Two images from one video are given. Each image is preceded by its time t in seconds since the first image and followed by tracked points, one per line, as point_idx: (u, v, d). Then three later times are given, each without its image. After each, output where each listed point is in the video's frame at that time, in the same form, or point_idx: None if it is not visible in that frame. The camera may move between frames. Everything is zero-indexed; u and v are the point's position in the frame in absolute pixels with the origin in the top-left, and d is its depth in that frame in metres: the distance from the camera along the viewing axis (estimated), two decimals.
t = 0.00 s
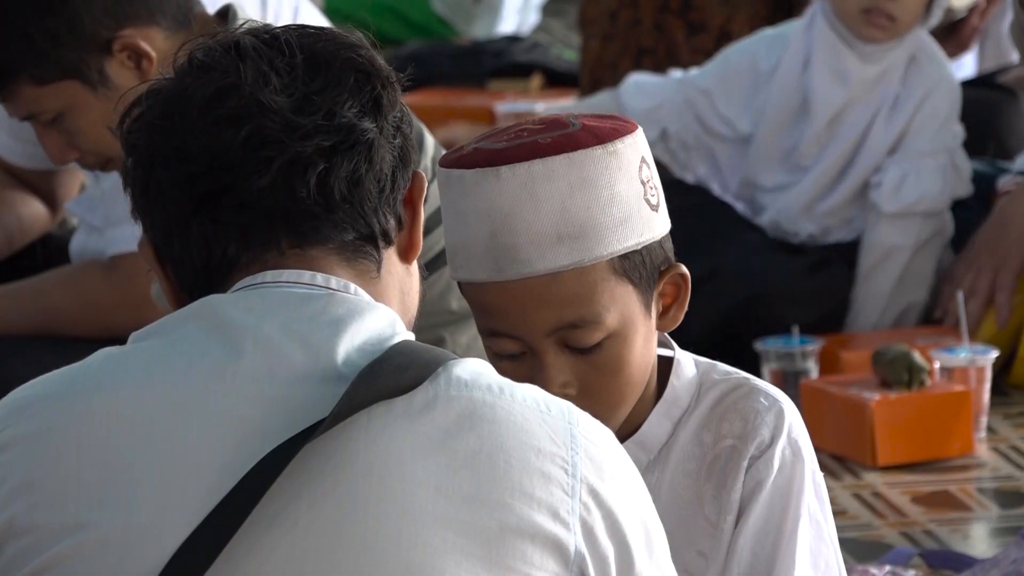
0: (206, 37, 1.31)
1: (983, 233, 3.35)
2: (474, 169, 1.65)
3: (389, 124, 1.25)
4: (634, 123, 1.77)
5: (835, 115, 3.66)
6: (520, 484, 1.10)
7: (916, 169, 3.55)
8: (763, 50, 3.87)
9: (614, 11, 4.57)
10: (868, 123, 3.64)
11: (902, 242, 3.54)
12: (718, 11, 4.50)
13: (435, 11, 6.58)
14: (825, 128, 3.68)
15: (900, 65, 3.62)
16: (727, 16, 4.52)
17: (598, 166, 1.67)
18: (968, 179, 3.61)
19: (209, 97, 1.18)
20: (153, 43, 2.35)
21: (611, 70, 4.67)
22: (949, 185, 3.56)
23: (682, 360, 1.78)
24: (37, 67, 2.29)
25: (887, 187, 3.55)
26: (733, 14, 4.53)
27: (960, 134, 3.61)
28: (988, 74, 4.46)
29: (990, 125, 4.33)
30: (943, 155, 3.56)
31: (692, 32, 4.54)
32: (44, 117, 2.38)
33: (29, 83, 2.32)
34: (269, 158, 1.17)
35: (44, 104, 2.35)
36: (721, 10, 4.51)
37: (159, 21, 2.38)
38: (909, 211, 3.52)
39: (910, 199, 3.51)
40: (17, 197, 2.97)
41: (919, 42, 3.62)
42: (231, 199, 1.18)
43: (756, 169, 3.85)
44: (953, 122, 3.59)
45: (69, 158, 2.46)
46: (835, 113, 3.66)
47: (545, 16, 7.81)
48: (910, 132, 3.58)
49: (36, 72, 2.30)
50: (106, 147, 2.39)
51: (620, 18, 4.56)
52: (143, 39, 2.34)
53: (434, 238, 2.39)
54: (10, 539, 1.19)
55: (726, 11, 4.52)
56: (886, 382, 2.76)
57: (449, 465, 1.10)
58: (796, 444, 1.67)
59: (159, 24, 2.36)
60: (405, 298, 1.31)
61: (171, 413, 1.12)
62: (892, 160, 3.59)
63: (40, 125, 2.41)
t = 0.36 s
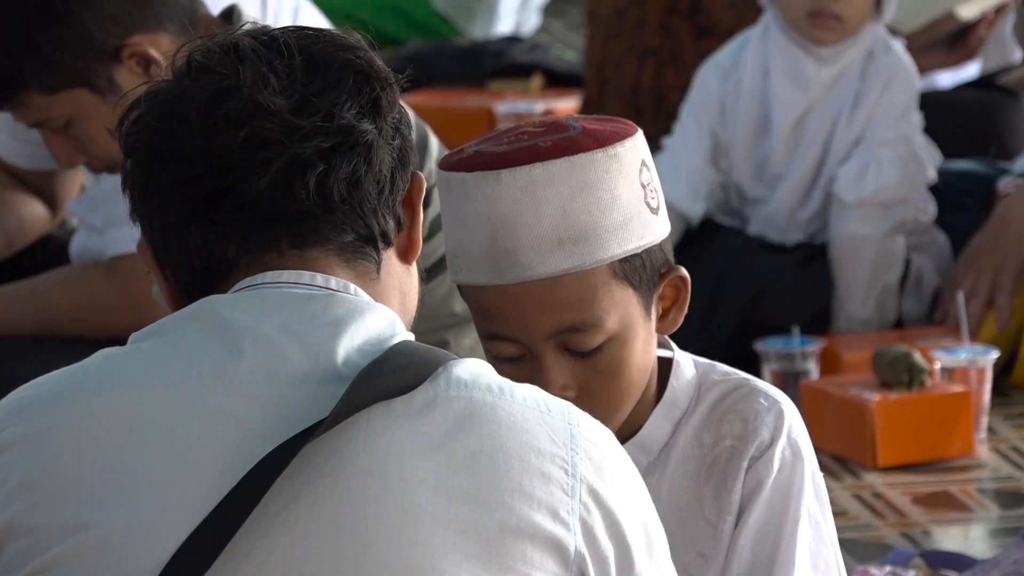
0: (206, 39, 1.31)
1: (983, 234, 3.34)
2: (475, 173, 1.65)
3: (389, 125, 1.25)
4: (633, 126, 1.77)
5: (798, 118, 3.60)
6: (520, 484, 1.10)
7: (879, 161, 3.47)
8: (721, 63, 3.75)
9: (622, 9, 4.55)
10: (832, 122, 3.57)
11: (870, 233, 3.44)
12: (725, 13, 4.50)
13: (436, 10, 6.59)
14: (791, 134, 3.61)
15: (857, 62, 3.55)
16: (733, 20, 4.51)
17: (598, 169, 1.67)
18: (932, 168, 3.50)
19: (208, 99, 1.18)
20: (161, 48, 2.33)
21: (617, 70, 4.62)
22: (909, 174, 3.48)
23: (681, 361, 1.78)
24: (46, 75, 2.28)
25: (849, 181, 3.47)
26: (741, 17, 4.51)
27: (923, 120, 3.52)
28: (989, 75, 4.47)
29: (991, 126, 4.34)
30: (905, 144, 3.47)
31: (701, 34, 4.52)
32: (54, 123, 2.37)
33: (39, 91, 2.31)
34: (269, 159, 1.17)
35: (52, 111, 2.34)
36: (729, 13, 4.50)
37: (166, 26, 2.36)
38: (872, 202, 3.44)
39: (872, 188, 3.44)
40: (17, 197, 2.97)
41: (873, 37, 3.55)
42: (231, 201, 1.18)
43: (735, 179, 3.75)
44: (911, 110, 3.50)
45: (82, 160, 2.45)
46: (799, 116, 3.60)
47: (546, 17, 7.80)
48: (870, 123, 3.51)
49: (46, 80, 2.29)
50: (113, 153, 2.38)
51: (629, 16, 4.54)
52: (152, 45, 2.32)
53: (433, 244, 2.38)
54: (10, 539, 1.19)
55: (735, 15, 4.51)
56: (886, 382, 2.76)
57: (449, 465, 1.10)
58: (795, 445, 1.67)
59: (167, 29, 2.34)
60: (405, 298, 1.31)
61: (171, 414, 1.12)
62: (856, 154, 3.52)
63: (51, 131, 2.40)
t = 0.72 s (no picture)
0: (205, 41, 1.30)
1: (981, 236, 3.34)
2: (481, 177, 1.64)
3: (388, 126, 1.25)
4: (636, 129, 1.76)
5: (787, 127, 3.55)
6: (520, 486, 1.10)
7: (870, 165, 3.41)
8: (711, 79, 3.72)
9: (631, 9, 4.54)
10: (822, 130, 3.52)
11: (869, 240, 3.43)
12: (735, 19, 4.51)
13: (435, 11, 6.59)
14: (780, 142, 3.56)
15: (845, 68, 3.51)
16: (742, 25, 4.52)
17: (603, 173, 1.66)
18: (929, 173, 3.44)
19: (207, 100, 1.18)
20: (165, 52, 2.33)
21: (624, 68, 4.59)
22: (906, 175, 3.42)
23: (682, 363, 1.77)
24: (52, 81, 2.27)
25: (841, 186, 3.41)
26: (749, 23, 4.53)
27: (915, 122, 3.46)
28: (989, 78, 4.47)
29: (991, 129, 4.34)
30: (897, 147, 3.42)
31: (709, 39, 4.56)
32: (59, 130, 2.37)
33: (44, 99, 2.30)
34: (267, 161, 1.16)
35: (58, 118, 2.33)
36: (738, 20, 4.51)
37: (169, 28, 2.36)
38: (867, 207, 3.39)
39: (866, 193, 3.38)
40: (17, 199, 2.97)
41: (862, 45, 3.52)
42: (230, 202, 1.17)
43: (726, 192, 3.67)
44: (904, 113, 3.45)
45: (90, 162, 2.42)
46: (787, 125, 3.55)
47: (545, 19, 7.80)
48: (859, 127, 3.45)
49: (52, 88, 2.28)
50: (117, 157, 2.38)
51: (637, 17, 4.53)
52: (156, 49, 2.31)
53: (436, 245, 2.38)
54: (10, 542, 1.18)
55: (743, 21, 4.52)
56: (886, 384, 2.76)
57: (449, 467, 1.10)
58: (796, 447, 1.67)
59: (169, 32, 2.33)
60: (405, 300, 1.31)
61: (172, 416, 1.12)
62: (846, 159, 3.46)
63: (56, 136, 2.39)
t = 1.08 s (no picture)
0: (203, 49, 1.30)
1: (982, 243, 3.34)
2: (482, 183, 1.64)
3: (387, 134, 1.25)
4: (638, 136, 1.77)
5: (791, 138, 3.55)
6: (519, 494, 1.10)
7: (875, 174, 3.40)
8: (712, 90, 3.71)
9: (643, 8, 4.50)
10: (826, 141, 3.52)
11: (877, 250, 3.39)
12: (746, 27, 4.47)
13: (434, 18, 6.56)
14: (785, 151, 3.56)
15: (851, 78, 3.51)
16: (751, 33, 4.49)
17: (605, 180, 1.66)
18: (934, 182, 3.40)
19: (206, 108, 1.18)
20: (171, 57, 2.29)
21: (630, 70, 4.59)
22: (911, 185, 3.39)
23: (681, 371, 1.77)
24: (61, 87, 2.22)
25: (848, 195, 3.40)
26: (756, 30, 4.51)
27: (921, 131, 3.44)
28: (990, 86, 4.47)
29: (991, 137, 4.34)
30: (903, 156, 3.39)
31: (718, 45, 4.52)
32: (67, 136, 2.32)
33: (53, 105, 2.25)
34: (266, 170, 1.17)
35: (66, 124, 2.29)
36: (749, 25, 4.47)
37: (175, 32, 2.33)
38: (873, 216, 3.37)
39: (872, 203, 3.36)
40: (17, 207, 2.97)
41: (867, 56, 3.51)
42: (229, 211, 1.17)
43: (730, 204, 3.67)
44: (909, 121, 3.43)
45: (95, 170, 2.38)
46: (791, 134, 3.55)
47: (546, 27, 7.82)
48: (863, 136, 3.45)
49: (61, 94, 2.23)
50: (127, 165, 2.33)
51: (648, 20, 4.50)
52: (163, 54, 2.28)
53: (440, 256, 2.38)
54: (9, 550, 1.18)
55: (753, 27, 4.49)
56: (886, 391, 2.76)
57: (448, 475, 1.10)
58: (796, 453, 1.67)
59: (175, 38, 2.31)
60: (404, 308, 1.31)
61: (171, 422, 1.12)
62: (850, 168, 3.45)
63: (63, 143, 2.35)
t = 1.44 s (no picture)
0: (201, 58, 1.31)
1: (982, 252, 3.34)
2: (478, 197, 1.64)
3: (386, 143, 1.25)
4: (634, 147, 1.77)
5: (790, 149, 3.56)
6: (519, 503, 1.10)
7: (871, 182, 3.41)
8: (710, 101, 3.71)
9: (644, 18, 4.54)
10: (824, 152, 3.53)
11: (874, 256, 3.41)
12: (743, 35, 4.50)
13: (433, 26, 6.58)
14: (782, 161, 3.57)
15: (847, 87, 3.51)
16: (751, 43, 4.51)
17: (602, 193, 1.66)
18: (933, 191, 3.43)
19: (204, 120, 1.19)
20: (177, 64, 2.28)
21: (632, 80, 4.60)
22: (909, 194, 3.41)
23: (680, 380, 1.78)
24: (66, 93, 2.22)
25: (846, 204, 3.40)
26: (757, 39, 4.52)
27: (918, 138, 3.45)
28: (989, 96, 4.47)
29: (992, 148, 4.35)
30: (899, 163, 3.41)
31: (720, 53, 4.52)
32: (72, 143, 2.30)
33: (57, 111, 2.24)
34: (264, 180, 1.17)
35: (71, 130, 2.27)
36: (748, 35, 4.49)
37: (181, 39, 2.33)
38: (871, 224, 3.38)
39: (870, 211, 3.37)
40: (17, 217, 2.97)
41: (863, 64, 3.52)
42: (229, 221, 1.18)
43: (731, 212, 3.68)
44: (906, 129, 3.44)
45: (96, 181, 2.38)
46: (789, 144, 3.55)
47: (546, 37, 7.83)
48: (859, 145, 3.46)
49: (66, 99, 2.22)
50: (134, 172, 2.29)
51: (648, 29, 4.52)
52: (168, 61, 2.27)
53: (441, 266, 2.38)
54: (9, 558, 1.18)
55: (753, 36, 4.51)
56: (886, 401, 2.76)
57: (448, 484, 1.10)
58: (795, 462, 1.67)
59: (182, 46, 2.30)
60: (403, 317, 1.31)
61: (170, 432, 1.12)
62: (847, 177, 3.46)
63: (67, 149, 2.32)
